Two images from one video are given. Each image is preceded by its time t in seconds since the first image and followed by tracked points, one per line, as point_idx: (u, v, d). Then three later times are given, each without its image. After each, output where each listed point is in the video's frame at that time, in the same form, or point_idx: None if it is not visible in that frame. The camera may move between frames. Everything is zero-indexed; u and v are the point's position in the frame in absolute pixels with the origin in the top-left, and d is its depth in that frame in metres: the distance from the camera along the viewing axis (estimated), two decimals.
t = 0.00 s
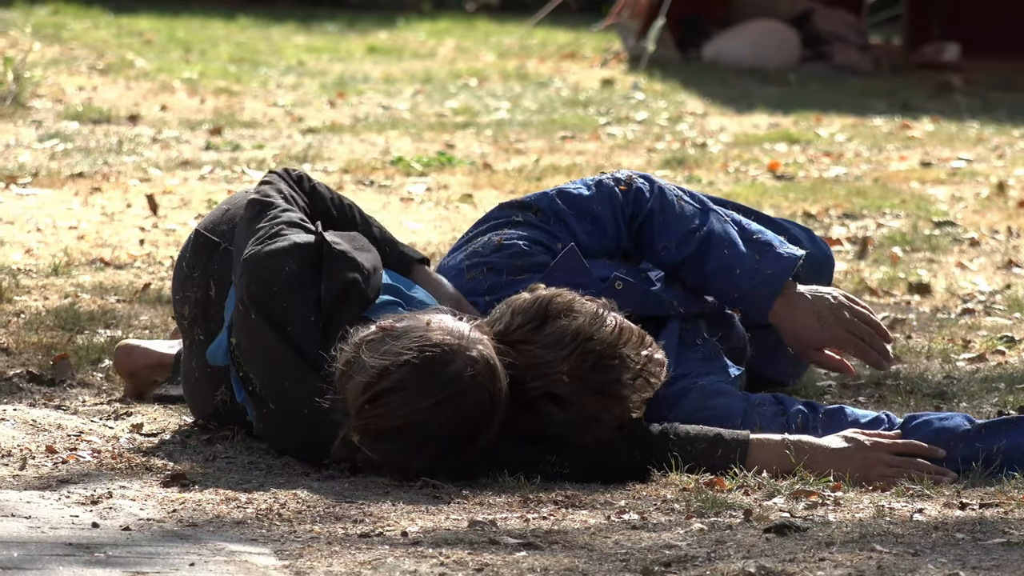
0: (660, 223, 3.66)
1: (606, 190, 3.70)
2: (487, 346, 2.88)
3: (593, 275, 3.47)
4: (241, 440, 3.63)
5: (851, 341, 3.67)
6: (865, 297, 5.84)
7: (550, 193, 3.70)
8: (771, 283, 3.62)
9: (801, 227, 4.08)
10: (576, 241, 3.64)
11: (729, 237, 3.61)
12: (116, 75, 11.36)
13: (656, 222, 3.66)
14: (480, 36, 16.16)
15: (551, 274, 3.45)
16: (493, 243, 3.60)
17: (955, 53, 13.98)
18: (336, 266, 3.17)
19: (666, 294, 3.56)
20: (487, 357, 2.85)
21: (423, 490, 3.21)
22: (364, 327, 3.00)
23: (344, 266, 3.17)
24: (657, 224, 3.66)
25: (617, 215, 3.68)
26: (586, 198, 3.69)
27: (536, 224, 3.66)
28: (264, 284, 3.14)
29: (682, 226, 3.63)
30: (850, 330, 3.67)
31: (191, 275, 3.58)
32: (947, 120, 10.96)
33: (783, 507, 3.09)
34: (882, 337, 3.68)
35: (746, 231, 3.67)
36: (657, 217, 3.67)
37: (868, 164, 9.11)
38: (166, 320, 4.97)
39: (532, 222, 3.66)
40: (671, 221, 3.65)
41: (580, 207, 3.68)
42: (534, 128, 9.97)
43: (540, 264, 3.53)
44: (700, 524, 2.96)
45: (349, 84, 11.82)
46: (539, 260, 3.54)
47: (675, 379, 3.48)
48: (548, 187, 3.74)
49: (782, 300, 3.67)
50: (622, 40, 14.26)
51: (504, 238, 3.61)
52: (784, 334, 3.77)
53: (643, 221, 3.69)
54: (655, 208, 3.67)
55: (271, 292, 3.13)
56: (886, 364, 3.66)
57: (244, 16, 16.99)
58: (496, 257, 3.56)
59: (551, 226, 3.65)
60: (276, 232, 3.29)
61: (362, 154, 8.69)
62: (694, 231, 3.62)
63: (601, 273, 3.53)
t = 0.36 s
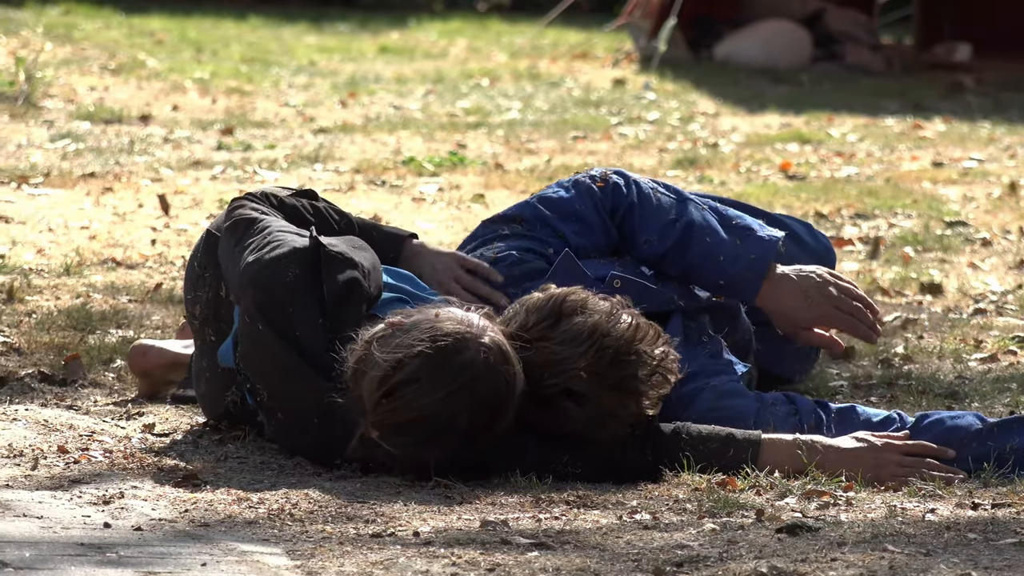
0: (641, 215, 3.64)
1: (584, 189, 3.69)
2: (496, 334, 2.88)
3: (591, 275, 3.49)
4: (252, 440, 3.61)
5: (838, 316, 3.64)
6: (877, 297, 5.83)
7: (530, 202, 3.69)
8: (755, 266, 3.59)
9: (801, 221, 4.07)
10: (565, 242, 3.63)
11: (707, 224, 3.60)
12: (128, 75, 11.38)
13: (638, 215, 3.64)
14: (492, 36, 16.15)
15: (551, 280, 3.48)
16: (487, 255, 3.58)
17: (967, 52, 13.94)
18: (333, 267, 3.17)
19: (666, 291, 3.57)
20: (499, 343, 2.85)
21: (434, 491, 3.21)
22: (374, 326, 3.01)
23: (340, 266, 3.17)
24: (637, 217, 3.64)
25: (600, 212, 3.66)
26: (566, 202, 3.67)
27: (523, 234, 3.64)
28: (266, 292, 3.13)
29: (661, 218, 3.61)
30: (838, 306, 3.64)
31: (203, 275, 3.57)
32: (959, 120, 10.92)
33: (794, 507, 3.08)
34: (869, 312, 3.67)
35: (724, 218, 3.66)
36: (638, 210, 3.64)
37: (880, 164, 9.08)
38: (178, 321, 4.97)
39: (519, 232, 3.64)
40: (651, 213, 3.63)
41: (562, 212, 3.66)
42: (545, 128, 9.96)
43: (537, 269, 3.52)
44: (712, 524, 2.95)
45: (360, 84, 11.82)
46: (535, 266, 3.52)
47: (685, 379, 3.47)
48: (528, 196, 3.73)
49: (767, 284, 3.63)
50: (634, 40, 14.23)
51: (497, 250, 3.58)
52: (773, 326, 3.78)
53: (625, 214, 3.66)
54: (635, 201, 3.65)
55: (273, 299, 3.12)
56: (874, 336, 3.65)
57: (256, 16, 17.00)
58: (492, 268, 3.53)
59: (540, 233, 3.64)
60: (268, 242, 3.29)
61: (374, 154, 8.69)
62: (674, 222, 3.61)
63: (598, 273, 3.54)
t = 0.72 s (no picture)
0: (624, 209, 3.66)
1: (564, 187, 3.67)
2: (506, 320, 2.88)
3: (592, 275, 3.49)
4: (263, 440, 3.59)
5: (825, 297, 3.55)
6: (889, 297, 5.81)
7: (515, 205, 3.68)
8: (738, 253, 3.61)
9: (801, 217, 4.05)
10: (556, 238, 3.61)
11: (687, 213, 3.63)
12: (140, 75, 11.39)
13: (622, 210, 3.65)
14: (503, 36, 16.15)
15: (553, 282, 3.46)
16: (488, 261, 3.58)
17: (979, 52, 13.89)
18: (339, 268, 3.17)
19: (669, 288, 3.59)
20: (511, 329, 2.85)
21: (446, 490, 3.21)
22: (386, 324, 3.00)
23: (346, 267, 3.17)
24: (620, 211, 3.65)
25: (583, 207, 3.65)
26: (548, 202, 3.65)
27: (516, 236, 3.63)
28: (274, 296, 3.15)
29: (642, 211, 3.64)
30: (824, 286, 3.56)
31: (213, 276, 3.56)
32: (971, 120, 10.88)
33: (805, 508, 3.07)
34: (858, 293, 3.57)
35: (702, 209, 3.69)
36: (620, 205, 3.65)
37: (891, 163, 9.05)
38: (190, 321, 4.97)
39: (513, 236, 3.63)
40: (633, 206, 3.65)
41: (546, 211, 3.64)
42: (557, 128, 9.95)
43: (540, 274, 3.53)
44: (723, 524, 2.94)
45: (372, 84, 11.82)
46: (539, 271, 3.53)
47: (702, 377, 3.46)
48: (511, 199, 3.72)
49: (751, 270, 3.61)
50: (645, 40, 14.22)
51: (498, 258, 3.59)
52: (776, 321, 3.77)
53: (607, 208, 3.67)
54: (616, 196, 3.66)
55: (283, 301, 3.13)
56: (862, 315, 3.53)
57: (268, 17, 17.01)
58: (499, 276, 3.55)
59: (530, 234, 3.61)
60: (274, 247, 3.30)
61: (386, 154, 8.68)
62: (655, 215, 3.63)
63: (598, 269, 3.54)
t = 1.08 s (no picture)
0: (621, 209, 3.67)
1: (561, 190, 3.71)
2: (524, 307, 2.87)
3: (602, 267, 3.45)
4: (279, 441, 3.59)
5: (824, 290, 3.58)
6: (906, 297, 5.79)
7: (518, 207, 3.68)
8: (736, 248, 3.62)
9: (807, 213, 4.03)
10: (559, 239, 3.58)
11: (683, 213, 3.66)
12: (157, 75, 11.42)
13: (620, 208, 3.66)
14: (520, 36, 16.14)
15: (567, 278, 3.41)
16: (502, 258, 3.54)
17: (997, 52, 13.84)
18: (355, 267, 3.17)
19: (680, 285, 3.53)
20: (531, 316, 2.84)
21: (463, 490, 3.21)
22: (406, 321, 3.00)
23: (363, 266, 3.17)
24: (617, 209, 3.67)
25: (580, 206, 3.67)
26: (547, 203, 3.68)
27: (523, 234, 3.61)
28: (291, 295, 3.14)
29: (639, 210, 3.65)
30: (822, 280, 3.59)
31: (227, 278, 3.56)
32: (989, 120, 10.83)
33: (822, 507, 3.05)
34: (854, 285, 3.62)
35: (699, 210, 3.71)
36: (617, 204, 3.67)
37: (908, 163, 9.02)
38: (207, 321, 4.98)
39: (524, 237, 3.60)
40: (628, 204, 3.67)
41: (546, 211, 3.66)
42: (574, 128, 9.94)
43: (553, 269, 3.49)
44: (740, 524, 2.92)
45: (388, 84, 11.82)
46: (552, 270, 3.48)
47: (717, 376, 3.41)
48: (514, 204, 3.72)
49: (750, 267, 3.63)
50: (662, 40, 14.19)
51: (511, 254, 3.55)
52: (784, 318, 3.72)
53: (605, 207, 3.69)
54: (613, 195, 3.69)
55: (300, 299, 3.13)
56: (861, 308, 3.58)
57: (285, 16, 17.04)
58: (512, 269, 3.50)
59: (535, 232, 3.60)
60: (288, 248, 3.29)
61: (402, 154, 8.68)
62: (652, 213, 3.65)
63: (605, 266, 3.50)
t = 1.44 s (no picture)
0: (621, 210, 3.70)
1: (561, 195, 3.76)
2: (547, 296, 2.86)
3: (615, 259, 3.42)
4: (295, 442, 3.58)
5: (827, 280, 3.54)
6: (923, 298, 5.75)
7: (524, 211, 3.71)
8: (738, 240, 3.59)
9: (809, 207, 4.01)
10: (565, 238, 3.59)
11: (683, 211, 3.65)
12: (174, 75, 11.43)
13: (618, 208, 3.69)
14: (537, 36, 16.11)
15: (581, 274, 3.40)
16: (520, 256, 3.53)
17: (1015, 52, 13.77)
18: (372, 265, 3.16)
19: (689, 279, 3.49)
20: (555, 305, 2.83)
21: (480, 490, 3.20)
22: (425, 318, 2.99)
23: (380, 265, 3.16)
24: (616, 210, 3.69)
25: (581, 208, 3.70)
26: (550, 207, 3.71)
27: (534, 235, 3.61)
28: (310, 296, 3.12)
29: (637, 210, 3.68)
30: (824, 270, 3.55)
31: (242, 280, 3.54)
32: (1007, 120, 10.77)
33: (839, 508, 3.03)
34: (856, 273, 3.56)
35: (699, 209, 3.70)
36: (615, 205, 3.70)
37: (925, 163, 8.97)
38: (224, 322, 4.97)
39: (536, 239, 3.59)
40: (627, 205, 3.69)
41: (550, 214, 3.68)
42: (591, 128, 9.91)
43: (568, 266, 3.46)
44: (758, 524, 2.90)
45: (406, 84, 11.81)
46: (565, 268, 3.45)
47: (734, 374, 3.38)
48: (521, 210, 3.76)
49: (752, 262, 3.59)
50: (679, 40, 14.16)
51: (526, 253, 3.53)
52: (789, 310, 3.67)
53: (604, 208, 3.71)
54: (611, 197, 3.72)
55: (320, 297, 3.11)
56: (863, 297, 3.53)
57: (302, 16, 17.05)
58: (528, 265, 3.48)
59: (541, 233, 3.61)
60: (303, 249, 3.27)
61: (419, 154, 8.67)
62: (650, 212, 3.67)
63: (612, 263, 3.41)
